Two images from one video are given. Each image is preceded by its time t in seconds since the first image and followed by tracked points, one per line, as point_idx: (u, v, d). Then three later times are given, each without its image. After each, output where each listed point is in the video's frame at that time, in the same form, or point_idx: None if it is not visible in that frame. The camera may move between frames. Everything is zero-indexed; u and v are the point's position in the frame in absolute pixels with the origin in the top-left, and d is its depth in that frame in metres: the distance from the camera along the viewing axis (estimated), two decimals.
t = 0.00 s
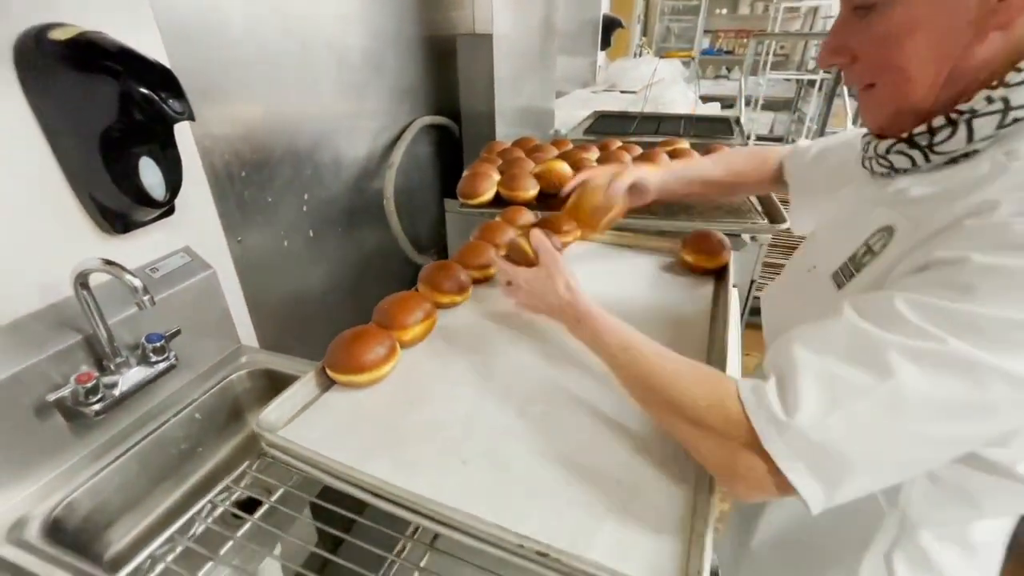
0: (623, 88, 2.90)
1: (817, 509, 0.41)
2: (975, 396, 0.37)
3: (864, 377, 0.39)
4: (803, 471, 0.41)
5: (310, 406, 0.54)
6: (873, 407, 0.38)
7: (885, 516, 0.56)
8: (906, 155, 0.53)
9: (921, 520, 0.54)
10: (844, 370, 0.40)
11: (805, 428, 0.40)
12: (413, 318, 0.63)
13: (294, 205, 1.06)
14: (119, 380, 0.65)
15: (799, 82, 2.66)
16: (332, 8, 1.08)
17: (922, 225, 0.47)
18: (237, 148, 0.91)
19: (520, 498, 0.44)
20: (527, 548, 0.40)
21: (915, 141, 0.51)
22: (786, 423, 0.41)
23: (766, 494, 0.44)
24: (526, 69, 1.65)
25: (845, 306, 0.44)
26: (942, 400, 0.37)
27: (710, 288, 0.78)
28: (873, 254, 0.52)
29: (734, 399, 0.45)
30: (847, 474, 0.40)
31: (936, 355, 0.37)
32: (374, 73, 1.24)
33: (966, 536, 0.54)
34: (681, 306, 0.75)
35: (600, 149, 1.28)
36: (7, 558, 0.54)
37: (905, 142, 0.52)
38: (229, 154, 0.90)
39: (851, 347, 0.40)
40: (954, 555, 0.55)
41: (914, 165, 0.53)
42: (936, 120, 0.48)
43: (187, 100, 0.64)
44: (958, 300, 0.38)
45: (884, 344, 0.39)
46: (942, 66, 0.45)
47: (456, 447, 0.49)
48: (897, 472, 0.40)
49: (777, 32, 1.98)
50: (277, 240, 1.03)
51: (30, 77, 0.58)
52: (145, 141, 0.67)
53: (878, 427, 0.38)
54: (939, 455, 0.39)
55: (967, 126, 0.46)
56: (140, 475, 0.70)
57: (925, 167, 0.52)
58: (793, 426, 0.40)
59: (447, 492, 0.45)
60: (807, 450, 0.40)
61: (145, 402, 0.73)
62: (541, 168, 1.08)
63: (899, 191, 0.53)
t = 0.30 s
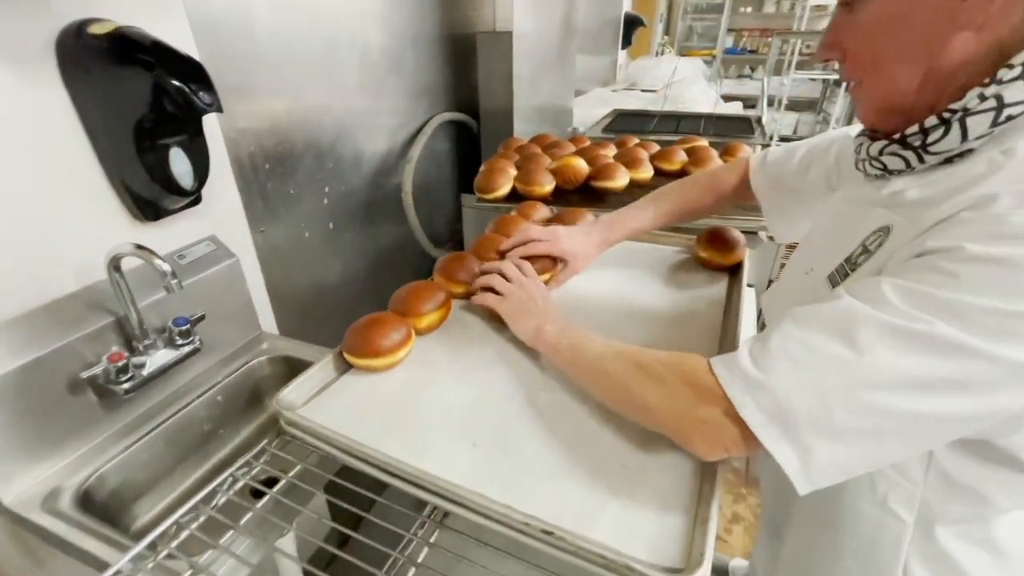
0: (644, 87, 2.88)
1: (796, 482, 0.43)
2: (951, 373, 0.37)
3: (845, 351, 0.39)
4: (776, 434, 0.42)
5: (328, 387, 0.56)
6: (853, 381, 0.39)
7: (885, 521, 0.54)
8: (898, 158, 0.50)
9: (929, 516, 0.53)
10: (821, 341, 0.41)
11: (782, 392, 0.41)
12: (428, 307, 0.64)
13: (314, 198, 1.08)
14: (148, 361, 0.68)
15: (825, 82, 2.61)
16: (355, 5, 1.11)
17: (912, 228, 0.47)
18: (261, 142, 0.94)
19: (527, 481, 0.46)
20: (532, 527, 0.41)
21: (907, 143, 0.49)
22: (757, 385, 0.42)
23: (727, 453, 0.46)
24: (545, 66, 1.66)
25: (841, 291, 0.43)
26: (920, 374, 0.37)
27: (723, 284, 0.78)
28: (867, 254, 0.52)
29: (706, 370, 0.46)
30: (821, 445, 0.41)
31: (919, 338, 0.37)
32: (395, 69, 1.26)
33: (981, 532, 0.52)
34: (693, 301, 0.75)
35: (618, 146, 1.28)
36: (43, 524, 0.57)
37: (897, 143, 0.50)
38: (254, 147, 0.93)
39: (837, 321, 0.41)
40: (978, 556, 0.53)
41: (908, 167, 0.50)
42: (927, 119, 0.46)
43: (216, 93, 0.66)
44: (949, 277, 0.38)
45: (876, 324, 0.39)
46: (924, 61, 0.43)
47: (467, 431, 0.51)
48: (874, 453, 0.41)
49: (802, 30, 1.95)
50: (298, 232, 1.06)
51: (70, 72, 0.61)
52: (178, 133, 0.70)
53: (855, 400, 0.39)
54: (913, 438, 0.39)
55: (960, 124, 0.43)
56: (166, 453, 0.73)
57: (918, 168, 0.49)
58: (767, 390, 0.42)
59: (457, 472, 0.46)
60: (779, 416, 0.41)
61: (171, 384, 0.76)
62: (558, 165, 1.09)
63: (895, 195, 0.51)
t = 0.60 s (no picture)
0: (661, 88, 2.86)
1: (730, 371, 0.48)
2: (859, 271, 0.40)
3: (790, 237, 0.44)
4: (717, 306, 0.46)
5: (339, 380, 0.58)
6: (776, 265, 0.43)
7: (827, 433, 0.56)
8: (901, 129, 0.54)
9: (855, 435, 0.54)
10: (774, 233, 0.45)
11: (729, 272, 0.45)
12: (438, 304, 0.66)
13: (331, 196, 1.11)
14: (170, 352, 0.71)
15: (849, 83, 2.56)
16: (374, 7, 1.13)
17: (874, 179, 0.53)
18: (280, 141, 0.96)
19: (527, 476, 0.47)
20: (530, 520, 0.42)
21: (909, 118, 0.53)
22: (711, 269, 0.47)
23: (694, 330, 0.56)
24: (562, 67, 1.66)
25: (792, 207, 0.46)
26: (820, 269, 0.41)
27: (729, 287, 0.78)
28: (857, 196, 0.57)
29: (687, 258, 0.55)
30: (747, 329, 0.45)
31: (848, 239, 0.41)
32: (412, 70, 1.28)
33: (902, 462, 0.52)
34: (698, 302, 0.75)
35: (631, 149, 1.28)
36: (68, 503, 0.60)
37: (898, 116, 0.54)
38: (273, 145, 0.95)
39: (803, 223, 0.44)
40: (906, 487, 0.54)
41: (902, 136, 0.54)
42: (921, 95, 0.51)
43: (237, 94, 0.68)
44: (889, 195, 0.41)
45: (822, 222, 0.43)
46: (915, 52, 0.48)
47: (471, 426, 0.52)
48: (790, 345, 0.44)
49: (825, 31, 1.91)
50: (315, 229, 1.09)
51: (102, 72, 0.64)
52: (201, 132, 0.73)
53: (779, 288, 0.43)
54: (844, 340, 0.42)
55: (938, 102, 0.49)
56: (184, 439, 0.76)
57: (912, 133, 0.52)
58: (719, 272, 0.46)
59: (459, 465, 0.48)
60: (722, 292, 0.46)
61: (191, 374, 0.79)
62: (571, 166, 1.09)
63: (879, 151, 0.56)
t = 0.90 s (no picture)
0: (677, 89, 2.84)
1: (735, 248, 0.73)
2: (832, 175, 0.64)
3: (793, 152, 0.67)
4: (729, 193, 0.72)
5: (346, 378, 0.59)
6: (783, 165, 0.67)
7: (841, 346, 0.80)
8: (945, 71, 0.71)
9: (860, 350, 0.78)
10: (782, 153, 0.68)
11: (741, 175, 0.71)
12: (445, 304, 0.67)
13: (346, 195, 1.13)
14: (186, 345, 0.73)
15: (871, 84, 2.51)
16: (389, 9, 1.14)
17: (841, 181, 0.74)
18: (296, 141, 0.98)
19: (528, 475, 0.47)
20: (530, 519, 0.43)
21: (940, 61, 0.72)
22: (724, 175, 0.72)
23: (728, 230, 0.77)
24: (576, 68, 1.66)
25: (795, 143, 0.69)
26: (808, 169, 0.65)
27: (740, 290, 0.78)
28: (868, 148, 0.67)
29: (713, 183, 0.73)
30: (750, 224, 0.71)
31: (833, 154, 0.64)
32: (426, 71, 1.30)
33: (905, 382, 0.75)
34: (706, 304, 0.75)
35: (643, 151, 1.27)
36: (88, 489, 0.62)
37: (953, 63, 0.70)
38: (289, 145, 0.97)
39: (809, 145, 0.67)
40: (906, 404, 0.76)
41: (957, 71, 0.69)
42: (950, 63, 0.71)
43: (254, 95, 0.69)
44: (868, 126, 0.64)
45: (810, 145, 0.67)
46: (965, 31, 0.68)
47: (475, 424, 0.53)
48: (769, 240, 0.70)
49: (846, 32, 1.89)
50: (329, 227, 1.11)
51: (124, 74, 0.66)
52: (219, 132, 0.75)
53: (772, 181, 0.68)
54: (820, 220, 0.66)
55: (953, 70, 0.70)
56: (200, 430, 0.78)
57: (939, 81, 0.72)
58: (735, 175, 0.71)
59: (462, 463, 0.49)
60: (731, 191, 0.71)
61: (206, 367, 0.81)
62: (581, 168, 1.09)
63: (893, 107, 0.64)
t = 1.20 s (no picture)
0: (693, 90, 2.81)
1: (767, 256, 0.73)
2: (864, 180, 0.63)
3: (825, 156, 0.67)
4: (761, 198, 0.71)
5: (359, 378, 0.59)
6: (818, 170, 0.67)
7: (877, 344, 0.79)
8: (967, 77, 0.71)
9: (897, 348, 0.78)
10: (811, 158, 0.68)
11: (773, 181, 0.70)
12: (459, 306, 0.67)
13: (360, 195, 1.14)
14: (202, 343, 0.74)
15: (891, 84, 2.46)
16: (405, 10, 1.15)
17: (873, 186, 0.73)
18: (312, 141, 1.00)
19: (539, 478, 0.47)
20: (541, 523, 0.43)
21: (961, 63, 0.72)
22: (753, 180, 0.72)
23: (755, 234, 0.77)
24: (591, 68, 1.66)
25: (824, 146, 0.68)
26: (840, 175, 0.65)
27: (756, 295, 0.77)
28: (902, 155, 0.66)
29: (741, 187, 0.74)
30: (782, 230, 0.70)
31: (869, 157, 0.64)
32: (441, 71, 1.30)
33: (944, 379, 0.74)
34: (722, 308, 0.74)
35: (658, 153, 1.26)
36: (107, 483, 0.63)
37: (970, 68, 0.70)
38: (305, 145, 0.98)
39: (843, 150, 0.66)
40: (942, 399, 0.74)
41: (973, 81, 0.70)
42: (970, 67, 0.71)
43: (271, 97, 0.70)
44: (899, 127, 0.64)
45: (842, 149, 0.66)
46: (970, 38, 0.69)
47: (487, 426, 0.53)
48: (807, 242, 0.69)
49: (866, 32, 1.86)
50: (343, 226, 1.11)
51: (147, 76, 0.68)
52: (237, 132, 0.76)
53: (802, 186, 0.68)
54: (854, 225, 0.66)
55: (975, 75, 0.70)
56: (215, 426, 0.79)
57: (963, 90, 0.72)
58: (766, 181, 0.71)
59: (473, 465, 0.49)
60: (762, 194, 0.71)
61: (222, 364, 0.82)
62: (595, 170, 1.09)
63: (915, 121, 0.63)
